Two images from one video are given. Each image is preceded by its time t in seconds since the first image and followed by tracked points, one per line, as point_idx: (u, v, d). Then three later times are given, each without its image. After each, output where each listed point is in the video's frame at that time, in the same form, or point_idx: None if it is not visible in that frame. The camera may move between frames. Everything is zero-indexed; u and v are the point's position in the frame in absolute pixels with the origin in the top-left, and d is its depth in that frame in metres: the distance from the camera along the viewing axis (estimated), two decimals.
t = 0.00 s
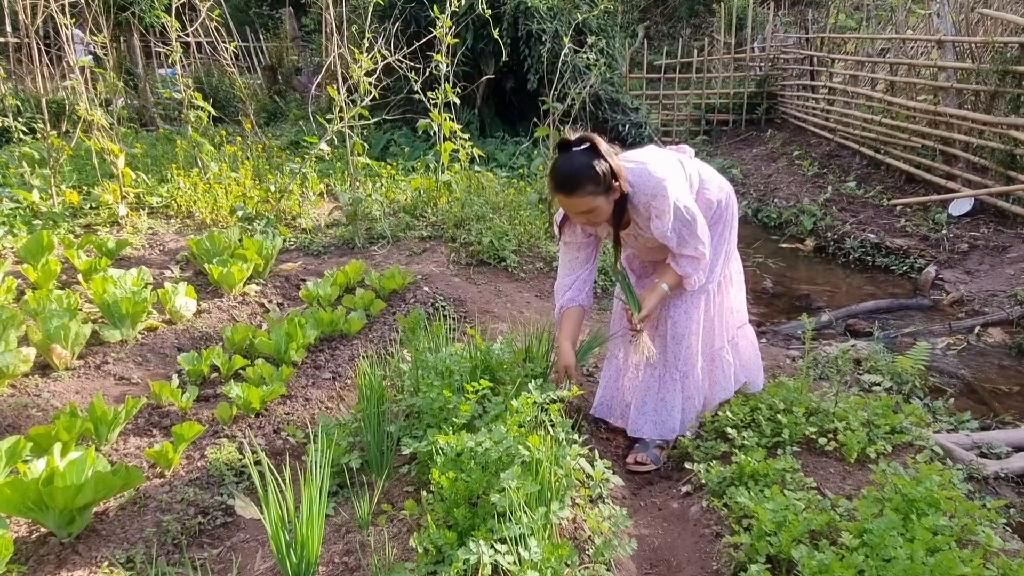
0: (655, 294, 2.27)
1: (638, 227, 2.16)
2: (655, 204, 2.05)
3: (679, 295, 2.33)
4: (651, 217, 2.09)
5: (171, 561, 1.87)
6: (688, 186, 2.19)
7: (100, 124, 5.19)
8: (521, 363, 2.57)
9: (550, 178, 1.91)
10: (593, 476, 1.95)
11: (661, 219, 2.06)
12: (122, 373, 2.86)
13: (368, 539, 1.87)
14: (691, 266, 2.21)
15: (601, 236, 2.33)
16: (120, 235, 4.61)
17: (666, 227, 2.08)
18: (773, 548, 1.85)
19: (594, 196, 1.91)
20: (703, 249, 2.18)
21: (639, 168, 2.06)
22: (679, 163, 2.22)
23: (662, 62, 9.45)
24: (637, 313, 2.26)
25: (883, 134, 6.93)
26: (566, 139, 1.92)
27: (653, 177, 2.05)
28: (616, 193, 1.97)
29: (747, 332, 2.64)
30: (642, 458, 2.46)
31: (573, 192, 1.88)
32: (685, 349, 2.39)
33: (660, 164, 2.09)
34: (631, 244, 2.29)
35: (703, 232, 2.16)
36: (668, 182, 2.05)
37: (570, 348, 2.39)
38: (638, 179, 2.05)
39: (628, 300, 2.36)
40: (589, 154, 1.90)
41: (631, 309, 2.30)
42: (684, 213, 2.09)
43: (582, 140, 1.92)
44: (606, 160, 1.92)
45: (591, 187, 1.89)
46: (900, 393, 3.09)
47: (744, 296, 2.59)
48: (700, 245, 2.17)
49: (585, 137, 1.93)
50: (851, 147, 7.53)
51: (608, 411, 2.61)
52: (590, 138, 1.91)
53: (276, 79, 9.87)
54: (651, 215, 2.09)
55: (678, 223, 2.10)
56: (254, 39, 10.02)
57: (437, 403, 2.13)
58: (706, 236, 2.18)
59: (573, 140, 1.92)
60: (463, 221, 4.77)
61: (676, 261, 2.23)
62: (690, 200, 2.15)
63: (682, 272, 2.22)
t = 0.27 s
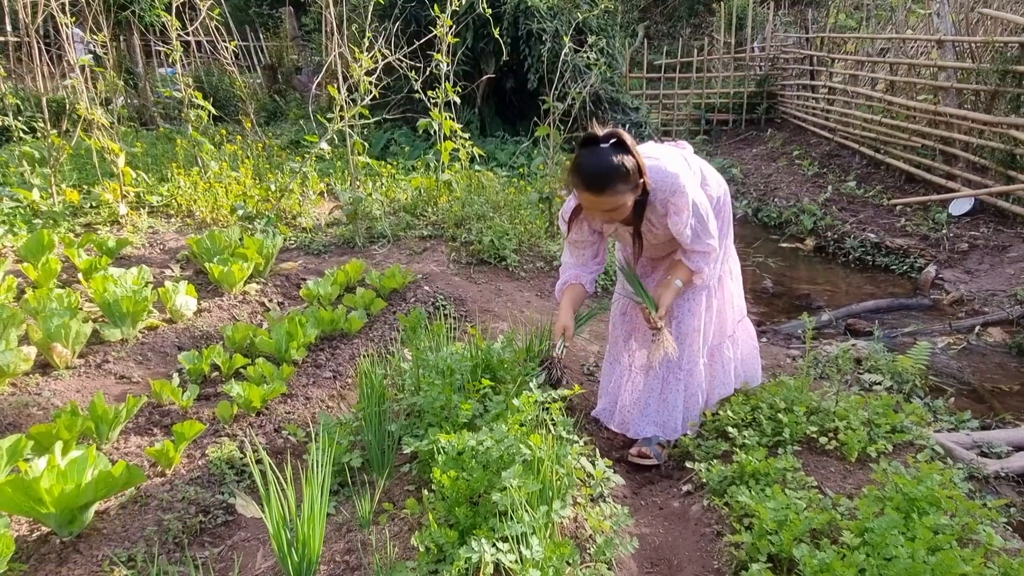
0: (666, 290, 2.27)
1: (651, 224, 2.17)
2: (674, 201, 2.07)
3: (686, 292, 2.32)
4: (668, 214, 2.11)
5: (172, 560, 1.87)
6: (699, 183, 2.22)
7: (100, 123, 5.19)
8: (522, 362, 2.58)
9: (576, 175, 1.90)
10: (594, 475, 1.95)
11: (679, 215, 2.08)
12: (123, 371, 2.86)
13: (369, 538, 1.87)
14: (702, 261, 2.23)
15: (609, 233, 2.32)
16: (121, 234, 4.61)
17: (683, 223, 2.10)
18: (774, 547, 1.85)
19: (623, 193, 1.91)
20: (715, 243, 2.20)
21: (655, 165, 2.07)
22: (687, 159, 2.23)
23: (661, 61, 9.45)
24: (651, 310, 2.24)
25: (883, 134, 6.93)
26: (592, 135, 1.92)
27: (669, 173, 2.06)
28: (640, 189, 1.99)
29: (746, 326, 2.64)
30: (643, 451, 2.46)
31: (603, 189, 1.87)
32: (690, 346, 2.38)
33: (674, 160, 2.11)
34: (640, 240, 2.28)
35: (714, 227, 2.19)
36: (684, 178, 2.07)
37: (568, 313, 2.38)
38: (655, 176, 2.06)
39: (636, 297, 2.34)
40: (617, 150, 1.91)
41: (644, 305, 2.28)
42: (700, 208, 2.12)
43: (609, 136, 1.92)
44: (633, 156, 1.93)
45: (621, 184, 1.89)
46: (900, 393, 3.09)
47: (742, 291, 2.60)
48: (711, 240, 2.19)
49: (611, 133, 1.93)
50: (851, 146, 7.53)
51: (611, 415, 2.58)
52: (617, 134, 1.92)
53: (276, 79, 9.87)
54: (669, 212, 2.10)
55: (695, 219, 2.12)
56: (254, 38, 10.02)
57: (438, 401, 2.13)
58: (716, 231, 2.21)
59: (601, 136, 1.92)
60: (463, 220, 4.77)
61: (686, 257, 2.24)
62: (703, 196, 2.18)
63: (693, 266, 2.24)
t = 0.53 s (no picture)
0: (670, 287, 2.32)
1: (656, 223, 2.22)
2: (682, 198, 2.14)
3: (687, 288, 2.37)
4: (675, 212, 2.18)
5: (168, 559, 1.86)
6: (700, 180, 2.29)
7: (98, 121, 5.18)
8: (520, 362, 2.57)
9: (588, 180, 1.91)
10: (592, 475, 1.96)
11: (686, 213, 2.15)
12: (120, 370, 2.85)
13: (366, 536, 1.87)
14: (704, 256, 2.28)
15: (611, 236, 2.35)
16: (118, 233, 4.60)
17: (690, 220, 2.17)
18: (772, 546, 1.85)
19: (635, 196, 1.94)
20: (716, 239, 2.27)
21: (661, 164, 2.14)
22: (686, 157, 2.29)
23: (660, 61, 9.44)
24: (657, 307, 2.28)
25: (882, 134, 6.93)
26: (602, 139, 1.95)
27: (674, 171, 2.13)
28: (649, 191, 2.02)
29: (740, 318, 2.68)
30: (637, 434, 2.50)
31: (617, 193, 1.89)
32: (691, 342, 2.43)
33: (678, 159, 2.18)
34: (642, 239, 2.33)
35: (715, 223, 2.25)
36: (689, 176, 2.14)
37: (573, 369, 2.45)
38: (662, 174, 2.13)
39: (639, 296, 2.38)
40: (628, 153, 1.94)
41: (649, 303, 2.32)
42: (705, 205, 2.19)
43: (619, 140, 1.96)
44: (642, 159, 1.97)
45: (634, 188, 1.92)
46: (898, 392, 3.09)
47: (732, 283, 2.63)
48: (713, 235, 2.26)
49: (620, 137, 1.97)
50: (850, 146, 7.53)
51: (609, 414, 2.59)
52: (627, 137, 1.95)
53: (275, 77, 9.86)
54: (676, 209, 2.17)
55: (700, 216, 2.19)
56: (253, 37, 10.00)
57: (435, 401, 2.13)
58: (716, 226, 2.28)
59: (612, 140, 1.96)
60: (461, 220, 4.77)
61: (688, 253, 2.29)
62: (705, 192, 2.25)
63: (695, 262, 2.29)
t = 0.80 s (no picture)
0: (669, 283, 2.37)
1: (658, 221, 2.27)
2: (685, 196, 2.21)
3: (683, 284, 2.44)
4: (677, 210, 2.24)
5: (163, 560, 1.86)
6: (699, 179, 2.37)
7: (95, 121, 5.17)
8: (517, 362, 2.58)
9: (602, 173, 1.95)
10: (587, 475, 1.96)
11: (687, 211, 2.22)
12: (116, 371, 2.84)
13: (362, 537, 1.87)
14: (701, 253, 2.36)
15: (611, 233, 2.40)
16: (115, 233, 4.59)
17: (691, 217, 2.24)
18: (767, 547, 1.85)
19: (646, 188, 1.98)
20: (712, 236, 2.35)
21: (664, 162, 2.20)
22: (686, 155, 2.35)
23: (658, 61, 9.45)
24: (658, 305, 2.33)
25: (879, 135, 6.94)
26: (613, 134, 2.00)
27: (677, 170, 2.20)
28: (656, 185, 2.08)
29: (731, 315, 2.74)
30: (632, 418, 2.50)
31: (631, 186, 1.93)
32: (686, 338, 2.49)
33: (680, 158, 2.25)
34: (640, 236, 2.37)
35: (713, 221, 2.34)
36: (692, 174, 2.21)
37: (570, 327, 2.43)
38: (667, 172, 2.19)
39: (638, 293, 2.43)
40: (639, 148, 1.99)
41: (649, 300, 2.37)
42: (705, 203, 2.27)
43: (629, 135, 2.01)
44: (650, 153, 2.03)
45: (646, 181, 1.96)
46: (895, 393, 3.10)
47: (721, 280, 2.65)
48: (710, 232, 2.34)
49: (630, 132, 2.02)
50: (847, 147, 7.54)
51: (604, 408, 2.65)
52: (637, 132, 2.01)
53: (272, 78, 9.86)
54: (678, 206, 2.24)
55: (700, 214, 2.26)
56: (250, 38, 10.00)
57: (431, 401, 2.13)
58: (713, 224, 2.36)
59: (623, 136, 2.01)
60: (459, 220, 4.77)
61: (687, 250, 2.35)
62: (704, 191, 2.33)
63: (692, 257, 2.36)
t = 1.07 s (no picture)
0: (670, 281, 2.42)
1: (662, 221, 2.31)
2: (689, 196, 2.26)
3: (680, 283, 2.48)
4: (680, 210, 2.29)
5: (161, 559, 1.85)
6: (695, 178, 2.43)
7: (93, 121, 5.17)
8: (515, 361, 2.58)
9: (614, 179, 1.96)
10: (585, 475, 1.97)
11: (691, 211, 2.28)
12: (114, 370, 2.84)
13: (360, 536, 1.87)
14: (700, 251, 2.42)
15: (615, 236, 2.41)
16: (113, 232, 4.59)
17: (695, 217, 2.30)
18: (765, 546, 1.85)
19: (656, 192, 2.01)
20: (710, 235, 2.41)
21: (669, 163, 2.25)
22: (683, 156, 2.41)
23: (657, 61, 9.45)
24: (661, 305, 2.37)
25: (878, 134, 6.95)
26: (623, 138, 2.00)
27: (682, 171, 2.24)
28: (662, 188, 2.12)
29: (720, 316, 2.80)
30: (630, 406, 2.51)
31: (642, 192, 1.96)
32: (684, 336, 2.52)
33: (683, 158, 2.30)
34: (640, 236, 2.40)
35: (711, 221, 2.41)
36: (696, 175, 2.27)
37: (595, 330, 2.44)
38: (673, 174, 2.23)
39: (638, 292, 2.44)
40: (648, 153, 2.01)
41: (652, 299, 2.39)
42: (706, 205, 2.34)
43: (637, 139, 2.01)
44: (658, 156, 2.05)
45: (656, 186, 1.99)
46: (892, 392, 3.10)
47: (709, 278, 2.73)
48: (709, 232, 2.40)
49: (638, 136, 2.02)
50: (846, 146, 7.55)
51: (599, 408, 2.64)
52: (645, 137, 2.02)
53: (271, 77, 9.85)
54: (681, 206, 2.28)
55: (701, 212, 2.32)
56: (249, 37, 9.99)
57: (429, 400, 2.13)
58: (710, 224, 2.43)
59: (631, 140, 2.00)
60: (457, 219, 4.76)
61: (686, 249, 2.41)
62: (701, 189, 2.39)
63: (691, 255, 2.41)
